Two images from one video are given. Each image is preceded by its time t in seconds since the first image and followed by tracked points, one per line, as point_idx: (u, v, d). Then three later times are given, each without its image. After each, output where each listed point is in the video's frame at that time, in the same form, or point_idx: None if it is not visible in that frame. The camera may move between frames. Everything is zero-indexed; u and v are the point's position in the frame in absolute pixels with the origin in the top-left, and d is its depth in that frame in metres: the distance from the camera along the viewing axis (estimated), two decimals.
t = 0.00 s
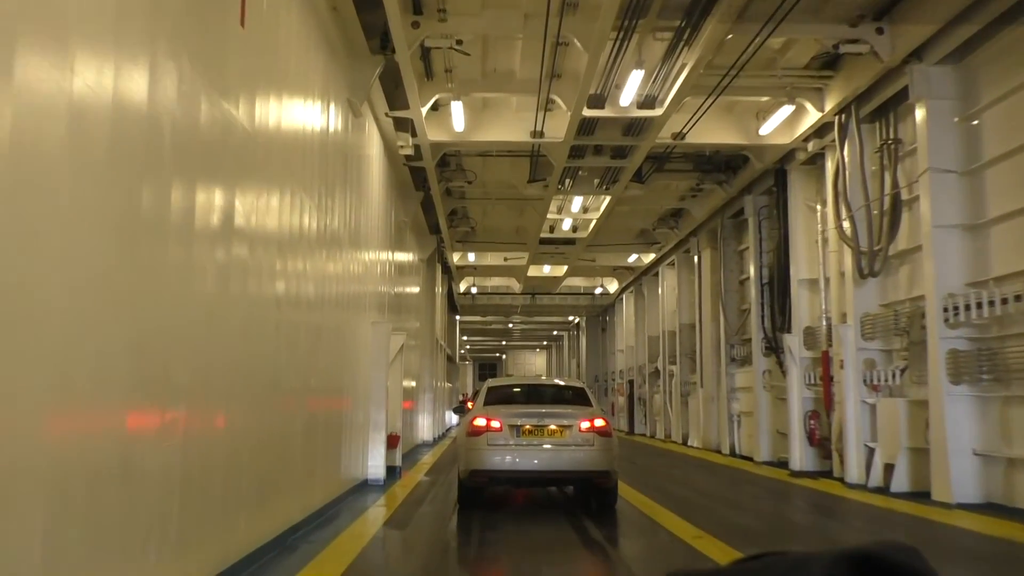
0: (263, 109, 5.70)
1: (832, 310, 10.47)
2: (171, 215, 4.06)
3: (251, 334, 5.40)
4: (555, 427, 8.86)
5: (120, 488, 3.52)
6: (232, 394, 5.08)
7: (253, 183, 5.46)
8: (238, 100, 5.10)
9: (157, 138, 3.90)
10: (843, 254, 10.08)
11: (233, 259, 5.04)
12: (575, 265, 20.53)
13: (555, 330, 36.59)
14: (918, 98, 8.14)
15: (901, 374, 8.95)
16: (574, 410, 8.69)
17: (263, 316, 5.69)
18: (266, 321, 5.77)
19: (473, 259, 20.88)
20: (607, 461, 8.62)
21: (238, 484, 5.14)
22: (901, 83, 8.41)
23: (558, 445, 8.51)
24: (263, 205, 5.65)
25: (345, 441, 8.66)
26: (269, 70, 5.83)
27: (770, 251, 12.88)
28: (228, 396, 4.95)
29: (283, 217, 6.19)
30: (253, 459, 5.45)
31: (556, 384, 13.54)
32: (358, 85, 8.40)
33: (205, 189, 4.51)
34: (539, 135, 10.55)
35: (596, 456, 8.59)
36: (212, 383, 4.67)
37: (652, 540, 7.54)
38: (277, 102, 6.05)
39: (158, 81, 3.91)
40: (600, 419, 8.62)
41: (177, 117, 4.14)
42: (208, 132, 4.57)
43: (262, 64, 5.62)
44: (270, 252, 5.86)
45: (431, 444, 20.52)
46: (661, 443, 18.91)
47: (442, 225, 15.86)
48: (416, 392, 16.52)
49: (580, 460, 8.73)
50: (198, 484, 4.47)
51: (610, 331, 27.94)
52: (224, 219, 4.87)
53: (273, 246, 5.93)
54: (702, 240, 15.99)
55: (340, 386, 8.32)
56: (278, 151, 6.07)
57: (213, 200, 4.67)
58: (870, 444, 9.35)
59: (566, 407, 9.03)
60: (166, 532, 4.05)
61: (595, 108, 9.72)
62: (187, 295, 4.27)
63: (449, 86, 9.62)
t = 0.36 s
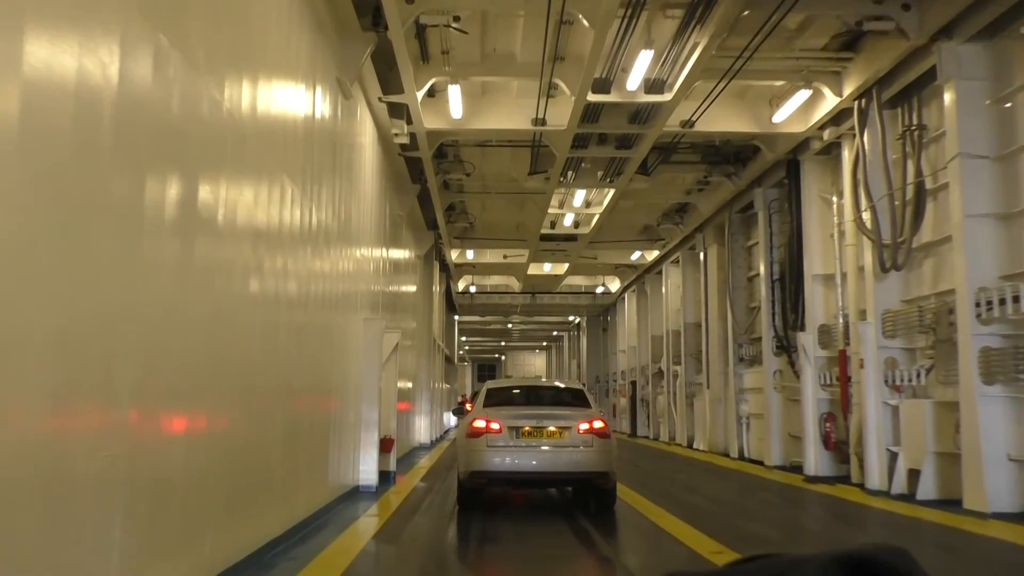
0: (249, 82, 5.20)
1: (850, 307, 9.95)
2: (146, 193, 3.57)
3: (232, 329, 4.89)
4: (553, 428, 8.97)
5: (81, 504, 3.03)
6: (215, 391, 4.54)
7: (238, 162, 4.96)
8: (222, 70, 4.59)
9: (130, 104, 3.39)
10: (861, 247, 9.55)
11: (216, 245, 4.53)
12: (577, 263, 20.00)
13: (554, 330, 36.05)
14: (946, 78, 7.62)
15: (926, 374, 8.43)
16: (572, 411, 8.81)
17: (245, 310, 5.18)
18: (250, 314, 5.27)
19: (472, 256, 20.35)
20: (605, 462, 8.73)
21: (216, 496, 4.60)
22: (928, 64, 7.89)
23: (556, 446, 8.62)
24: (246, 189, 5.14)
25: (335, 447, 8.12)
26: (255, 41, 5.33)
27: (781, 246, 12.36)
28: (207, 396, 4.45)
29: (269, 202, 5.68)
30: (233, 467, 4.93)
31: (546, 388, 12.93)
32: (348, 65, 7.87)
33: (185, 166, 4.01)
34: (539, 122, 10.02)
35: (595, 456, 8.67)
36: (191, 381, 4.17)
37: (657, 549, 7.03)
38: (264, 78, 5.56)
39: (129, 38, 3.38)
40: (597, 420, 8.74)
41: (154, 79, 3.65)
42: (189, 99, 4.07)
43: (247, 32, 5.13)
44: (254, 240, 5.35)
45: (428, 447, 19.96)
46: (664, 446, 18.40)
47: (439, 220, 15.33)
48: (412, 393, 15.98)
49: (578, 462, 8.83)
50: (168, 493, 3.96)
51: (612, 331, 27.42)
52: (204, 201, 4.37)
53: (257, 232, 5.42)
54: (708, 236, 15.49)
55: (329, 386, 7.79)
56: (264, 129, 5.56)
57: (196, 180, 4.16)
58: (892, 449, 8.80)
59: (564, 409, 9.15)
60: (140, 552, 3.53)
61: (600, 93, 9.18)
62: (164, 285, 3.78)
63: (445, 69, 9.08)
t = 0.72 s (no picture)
0: (220, 53, 4.69)
1: (866, 308, 9.43)
2: (75, 165, 3.01)
3: (196, 329, 4.35)
4: (549, 435, 8.89)
5: None
6: (169, 399, 3.97)
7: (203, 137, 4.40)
8: (178, 32, 4.05)
9: (46, 55, 2.84)
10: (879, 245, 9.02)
11: (174, 231, 3.98)
12: (575, 266, 19.47)
13: (551, 336, 35.50)
14: (975, 61, 7.10)
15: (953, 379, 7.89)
16: (567, 418, 8.71)
17: (213, 307, 4.64)
18: (218, 312, 4.72)
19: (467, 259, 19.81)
20: (601, 469, 8.64)
21: (171, 515, 4.03)
22: (955, 47, 7.38)
23: (551, 452, 8.55)
24: (215, 172, 4.60)
25: (318, 458, 7.54)
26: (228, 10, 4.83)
27: (790, 246, 11.84)
28: (162, 404, 3.90)
29: (243, 189, 5.14)
30: (194, 483, 4.36)
31: (543, 395, 12.39)
32: (332, 45, 7.33)
33: (130, 136, 3.47)
34: (539, 113, 9.49)
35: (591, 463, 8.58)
36: (138, 388, 3.62)
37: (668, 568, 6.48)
38: (240, 53, 5.03)
39: None
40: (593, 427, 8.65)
41: (83, 30, 3.09)
42: (135, 62, 3.54)
43: None
44: (224, 230, 4.81)
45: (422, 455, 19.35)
46: (666, 455, 17.84)
47: (433, 220, 14.79)
48: (405, 400, 15.40)
49: (573, 469, 8.76)
50: (110, 517, 3.39)
51: (610, 337, 26.87)
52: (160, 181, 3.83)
53: (228, 221, 4.88)
54: (711, 237, 14.99)
55: (313, 393, 7.23)
56: (238, 109, 5.03)
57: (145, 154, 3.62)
58: (915, 459, 8.25)
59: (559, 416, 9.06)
60: None
61: (603, 81, 8.64)
62: (103, 275, 3.24)
63: (439, 55, 8.54)
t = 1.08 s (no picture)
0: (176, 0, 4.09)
1: (889, 302, 8.85)
2: None
3: (140, 316, 3.76)
4: (546, 435, 8.89)
5: None
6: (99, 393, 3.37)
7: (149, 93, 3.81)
8: None
9: None
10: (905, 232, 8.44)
11: (103, 198, 3.38)
12: (576, 262, 18.87)
13: (550, 335, 34.89)
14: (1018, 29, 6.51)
15: (988, 377, 7.32)
16: (567, 417, 8.76)
17: (164, 292, 4.04)
18: (171, 297, 4.13)
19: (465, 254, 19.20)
20: (599, 469, 8.64)
21: (103, 529, 3.42)
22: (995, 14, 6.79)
23: (547, 452, 8.55)
24: (166, 137, 4.01)
25: (302, 462, 6.93)
26: None
27: (803, 238, 11.26)
28: (91, 402, 3.30)
29: (207, 160, 4.55)
30: (140, 493, 3.76)
31: (539, 396, 11.78)
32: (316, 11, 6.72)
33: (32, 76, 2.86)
34: (540, 94, 8.89)
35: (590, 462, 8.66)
36: (54, 385, 3.03)
37: None
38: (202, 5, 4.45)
39: None
40: (592, 426, 8.73)
41: None
42: None
43: None
44: (180, 204, 4.21)
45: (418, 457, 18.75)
46: (670, 456, 17.27)
47: (429, 212, 14.17)
48: (400, 399, 14.78)
49: (571, 468, 8.76)
50: (16, 538, 2.80)
51: (610, 335, 26.30)
52: (87, 140, 3.23)
53: (186, 195, 4.28)
54: (718, 229, 14.41)
55: (296, 391, 6.62)
56: (200, 70, 4.44)
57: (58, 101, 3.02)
58: (945, 462, 7.68)
59: (558, 415, 9.10)
60: None
61: (610, 56, 8.01)
62: None
63: (433, 29, 7.93)
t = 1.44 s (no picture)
0: None
1: (916, 290, 8.27)
2: None
3: (81, 300, 3.16)
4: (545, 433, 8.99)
5: None
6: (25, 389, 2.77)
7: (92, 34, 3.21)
8: None
9: None
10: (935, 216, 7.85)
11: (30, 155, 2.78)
12: (576, 254, 18.28)
13: (550, 331, 34.24)
14: None
15: None
16: (565, 416, 8.89)
17: (114, 276, 3.44)
18: (122, 280, 3.53)
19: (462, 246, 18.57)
20: (597, 465, 8.75)
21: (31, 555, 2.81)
22: None
23: (545, 449, 8.67)
24: (113, 91, 3.38)
25: (284, 467, 6.32)
26: None
27: (819, 226, 10.67)
28: (12, 400, 2.70)
29: (166, 123, 3.96)
30: (80, 505, 3.17)
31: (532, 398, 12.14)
32: None
33: None
34: (541, 69, 8.29)
35: (589, 459, 8.75)
36: None
37: None
38: None
39: None
40: (591, 424, 8.86)
41: None
42: None
43: None
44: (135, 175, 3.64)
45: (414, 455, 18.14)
46: (674, 455, 16.71)
47: (424, 200, 13.57)
48: (394, 396, 14.18)
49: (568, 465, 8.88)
50: None
51: (611, 331, 25.69)
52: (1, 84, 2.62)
53: (141, 161, 3.69)
54: (726, 219, 13.83)
55: (275, 386, 6.02)
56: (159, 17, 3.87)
57: None
58: (982, 463, 7.10)
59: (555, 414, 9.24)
60: None
61: (617, 26, 7.41)
62: None
63: None
